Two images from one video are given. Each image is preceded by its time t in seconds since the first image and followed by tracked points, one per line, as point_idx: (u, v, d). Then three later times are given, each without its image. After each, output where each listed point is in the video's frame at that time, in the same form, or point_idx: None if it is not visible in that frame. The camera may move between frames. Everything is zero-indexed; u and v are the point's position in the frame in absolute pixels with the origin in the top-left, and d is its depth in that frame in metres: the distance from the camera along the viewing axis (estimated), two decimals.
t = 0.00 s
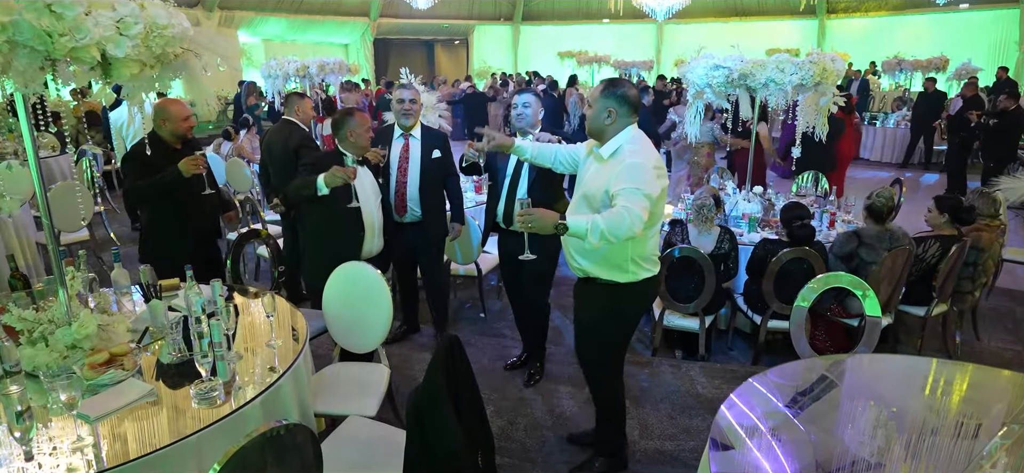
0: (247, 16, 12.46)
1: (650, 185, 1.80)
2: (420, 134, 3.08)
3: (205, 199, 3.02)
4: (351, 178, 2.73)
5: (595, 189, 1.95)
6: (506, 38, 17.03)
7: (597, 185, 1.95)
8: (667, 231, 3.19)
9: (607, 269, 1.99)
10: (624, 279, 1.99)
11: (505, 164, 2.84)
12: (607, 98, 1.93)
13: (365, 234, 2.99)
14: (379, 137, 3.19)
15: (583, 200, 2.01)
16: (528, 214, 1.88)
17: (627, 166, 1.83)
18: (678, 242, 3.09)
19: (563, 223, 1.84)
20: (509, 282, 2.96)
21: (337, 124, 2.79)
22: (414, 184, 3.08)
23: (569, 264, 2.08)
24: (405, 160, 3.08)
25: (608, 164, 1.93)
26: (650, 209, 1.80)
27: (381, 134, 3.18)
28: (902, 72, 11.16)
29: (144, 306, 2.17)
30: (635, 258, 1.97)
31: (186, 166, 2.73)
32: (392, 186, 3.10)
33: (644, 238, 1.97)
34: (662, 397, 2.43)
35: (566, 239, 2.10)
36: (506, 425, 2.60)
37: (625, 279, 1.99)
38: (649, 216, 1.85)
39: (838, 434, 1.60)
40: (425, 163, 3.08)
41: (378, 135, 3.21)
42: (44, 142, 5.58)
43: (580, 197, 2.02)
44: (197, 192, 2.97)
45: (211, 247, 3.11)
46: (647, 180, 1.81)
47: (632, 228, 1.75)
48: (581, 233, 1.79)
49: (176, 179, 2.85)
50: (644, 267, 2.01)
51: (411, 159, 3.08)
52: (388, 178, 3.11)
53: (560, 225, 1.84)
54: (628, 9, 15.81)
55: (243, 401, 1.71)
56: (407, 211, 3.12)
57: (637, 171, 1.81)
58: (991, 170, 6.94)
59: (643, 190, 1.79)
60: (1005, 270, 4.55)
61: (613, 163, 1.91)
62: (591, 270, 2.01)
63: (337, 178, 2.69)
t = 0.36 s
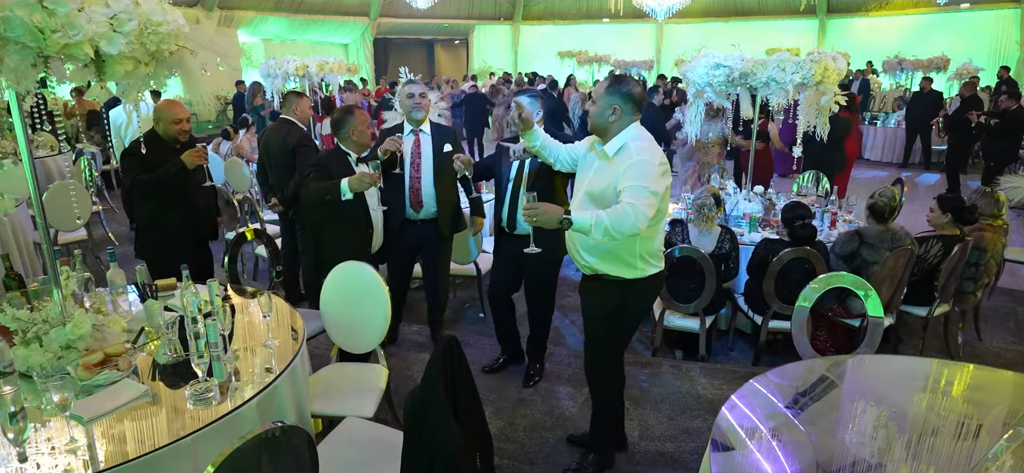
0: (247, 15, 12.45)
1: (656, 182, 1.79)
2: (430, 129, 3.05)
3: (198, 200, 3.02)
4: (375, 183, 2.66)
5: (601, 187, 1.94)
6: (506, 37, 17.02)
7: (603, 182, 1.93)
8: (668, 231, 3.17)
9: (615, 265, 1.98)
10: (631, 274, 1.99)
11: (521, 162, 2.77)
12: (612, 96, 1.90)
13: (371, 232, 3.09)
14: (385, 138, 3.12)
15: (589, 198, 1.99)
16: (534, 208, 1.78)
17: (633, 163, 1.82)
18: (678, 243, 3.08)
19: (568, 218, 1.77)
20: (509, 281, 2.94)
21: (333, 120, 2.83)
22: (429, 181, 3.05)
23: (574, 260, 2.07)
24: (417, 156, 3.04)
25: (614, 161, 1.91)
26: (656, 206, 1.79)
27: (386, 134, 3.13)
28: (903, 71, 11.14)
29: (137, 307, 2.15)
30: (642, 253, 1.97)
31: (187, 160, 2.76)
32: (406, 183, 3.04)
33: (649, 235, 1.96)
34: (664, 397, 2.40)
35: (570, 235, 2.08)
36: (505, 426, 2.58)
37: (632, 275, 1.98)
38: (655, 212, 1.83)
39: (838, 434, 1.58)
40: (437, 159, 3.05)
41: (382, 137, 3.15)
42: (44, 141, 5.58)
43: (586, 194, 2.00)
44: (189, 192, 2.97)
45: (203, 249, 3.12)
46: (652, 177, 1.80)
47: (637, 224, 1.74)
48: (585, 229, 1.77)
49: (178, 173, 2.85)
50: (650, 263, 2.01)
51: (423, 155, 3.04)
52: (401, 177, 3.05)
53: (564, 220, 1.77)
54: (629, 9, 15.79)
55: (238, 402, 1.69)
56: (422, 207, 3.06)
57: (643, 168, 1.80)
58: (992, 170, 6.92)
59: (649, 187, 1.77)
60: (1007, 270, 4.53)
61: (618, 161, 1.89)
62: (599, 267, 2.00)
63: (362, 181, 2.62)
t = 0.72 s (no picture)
0: (247, 14, 12.39)
1: (658, 178, 1.75)
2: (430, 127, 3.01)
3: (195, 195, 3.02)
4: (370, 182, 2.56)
5: (603, 183, 1.90)
6: (506, 36, 16.96)
7: (606, 178, 1.89)
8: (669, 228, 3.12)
9: (616, 265, 1.93)
10: (632, 275, 1.94)
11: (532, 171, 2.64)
12: (616, 89, 1.86)
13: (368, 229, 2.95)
14: (381, 138, 3.01)
15: (591, 194, 1.95)
16: (528, 201, 1.80)
17: (635, 158, 1.77)
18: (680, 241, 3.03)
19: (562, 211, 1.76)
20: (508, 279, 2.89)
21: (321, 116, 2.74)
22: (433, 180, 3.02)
23: (574, 257, 2.04)
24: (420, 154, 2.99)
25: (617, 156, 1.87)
26: (656, 202, 1.75)
27: (381, 131, 3.01)
28: (905, 70, 11.09)
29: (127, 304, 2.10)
30: (643, 253, 1.92)
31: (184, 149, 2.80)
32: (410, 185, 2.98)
33: (651, 233, 1.92)
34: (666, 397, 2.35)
35: (572, 232, 2.04)
36: (504, 426, 2.53)
37: (632, 276, 1.93)
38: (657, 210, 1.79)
39: (840, 434, 1.52)
40: (440, 159, 3.02)
41: (376, 136, 3.03)
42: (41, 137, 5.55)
43: (589, 191, 1.96)
44: (184, 190, 2.94)
45: (194, 246, 3.09)
46: (655, 172, 1.75)
47: (635, 220, 1.71)
48: (581, 223, 1.75)
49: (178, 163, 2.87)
50: (652, 264, 1.95)
51: (426, 153, 3.00)
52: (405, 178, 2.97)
53: (559, 211, 1.77)
54: (629, 8, 15.75)
55: (228, 402, 1.63)
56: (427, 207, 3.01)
57: (645, 162, 1.76)
58: (995, 169, 6.86)
59: (650, 182, 1.73)
60: (1012, 269, 4.47)
61: (621, 156, 1.85)
62: (600, 266, 1.96)
63: (354, 181, 2.51)
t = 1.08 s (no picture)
0: (247, 12, 12.33)
1: (660, 166, 1.65)
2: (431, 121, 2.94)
3: (192, 186, 2.94)
4: (330, 165, 2.54)
5: (606, 172, 1.81)
6: (507, 35, 16.87)
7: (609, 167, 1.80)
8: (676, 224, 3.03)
9: (618, 258, 1.85)
10: (634, 269, 1.84)
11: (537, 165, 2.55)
12: (623, 73, 1.76)
13: (353, 226, 2.74)
14: (380, 134, 2.92)
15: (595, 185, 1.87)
16: (523, 188, 1.74)
17: (637, 145, 1.68)
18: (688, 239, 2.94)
19: (557, 199, 1.72)
20: (511, 277, 2.79)
21: (319, 101, 2.65)
22: (437, 177, 2.93)
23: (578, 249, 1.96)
24: (421, 151, 2.91)
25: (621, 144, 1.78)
26: (658, 191, 1.65)
27: (380, 126, 2.93)
28: (909, 69, 11.00)
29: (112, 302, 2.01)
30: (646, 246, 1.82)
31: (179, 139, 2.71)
32: (413, 185, 2.88)
33: (654, 225, 1.82)
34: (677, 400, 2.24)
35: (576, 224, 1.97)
36: (507, 429, 2.44)
37: (633, 270, 1.83)
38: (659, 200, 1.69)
39: (847, 437, 1.45)
40: (441, 153, 2.96)
41: (376, 132, 2.93)
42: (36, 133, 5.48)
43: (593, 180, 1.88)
44: (180, 181, 2.87)
45: (190, 240, 3.01)
46: (657, 159, 1.65)
47: (634, 210, 1.62)
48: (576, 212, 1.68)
49: (176, 151, 2.76)
50: (656, 258, 1.84)
51: (428, 148, 2.92)
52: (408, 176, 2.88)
53: (552, 201, 1.72)
54: (630, 7, 15.65)
55: (217, 403, 1.55)
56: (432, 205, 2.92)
57: (648, 148, 1.66)
58: (1003, 167, 6.76)
59: (652, 170, 1.64)
60: None
61: (625, 144, 1.76)
62: (602, 259, 1.88)
63: (316, 162, 2.50)
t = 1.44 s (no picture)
0: (248, 26, 12.36)
1: (681, 180, 1.56)
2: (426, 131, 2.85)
3: (187, 194, 2.84)
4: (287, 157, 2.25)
5: (619, 182, 1.71)
6: (508, 51, 16.90)
7: (622, 177, 1.70)
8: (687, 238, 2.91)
9: (629, 274, 1.74)
10: (646, 286, 1.74)
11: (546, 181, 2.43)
12: (642, 77, 1.67)
13: (333, 241, 2.45)
14: (374, 141, 2.77)
15: (606, 194, 1.76)
16: (533, 204, 1.63)
17: (657, 157, 1.58)
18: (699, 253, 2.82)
19: (570, 216, 1.58)
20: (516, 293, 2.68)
21: (307, 108, 2.45)
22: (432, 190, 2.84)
23: (584, 263, 1.84)
24: (417, 166, 2.82)
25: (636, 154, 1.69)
26: (676, 208, 1.55)
27: (375, 134, 2.78)
28: (913, 84, 10.97)
29: (93, 319, 1.90)
30: (660, 262, 1.72)
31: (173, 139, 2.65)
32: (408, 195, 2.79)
33: (668, 241, 1.71)
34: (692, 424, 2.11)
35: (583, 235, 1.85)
36: (512, 454, 2.31)
37: (644, 286, 1.73)
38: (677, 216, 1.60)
39: (855, 458, 1.37)
40: (438, 164, 2.88)
41: (371, 140, 2.79)
42: (33, 146, 5.44)
43: (603, 190, 1.77)
44: (175, 186, 2.78)
45: (184, 250, 2.92)
46: (677, 174, 1.56)
47: (651, 227, 1.52)
48: (589, 229, 1.56)
49: (169, 153, 2.71)
50: (669, 275, 1.75)
51: (423, 160, 2.83)
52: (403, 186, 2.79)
53: (566, 218, 1.58)
54: (631, 23, 15.68)
55: (201, 431, 1.42)
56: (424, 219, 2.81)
57: (668, 162, 1.56)
58: (1011, 182, 6.68)
59: (672, 185, 1.54)
60: None
61: (642, 153, 1.66)
62: (611, 273, 1.76)
63: (268, 154, 2.21)
